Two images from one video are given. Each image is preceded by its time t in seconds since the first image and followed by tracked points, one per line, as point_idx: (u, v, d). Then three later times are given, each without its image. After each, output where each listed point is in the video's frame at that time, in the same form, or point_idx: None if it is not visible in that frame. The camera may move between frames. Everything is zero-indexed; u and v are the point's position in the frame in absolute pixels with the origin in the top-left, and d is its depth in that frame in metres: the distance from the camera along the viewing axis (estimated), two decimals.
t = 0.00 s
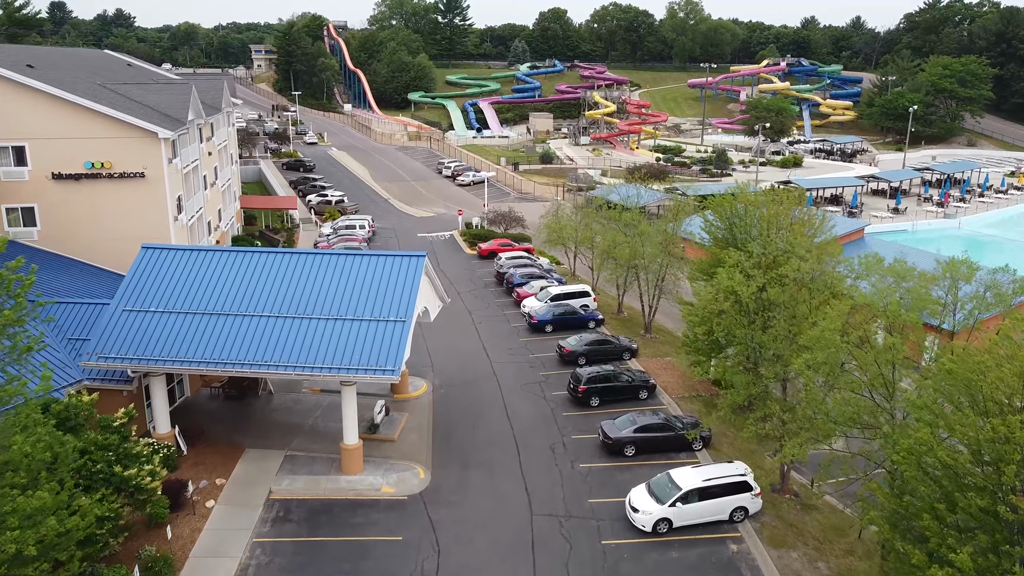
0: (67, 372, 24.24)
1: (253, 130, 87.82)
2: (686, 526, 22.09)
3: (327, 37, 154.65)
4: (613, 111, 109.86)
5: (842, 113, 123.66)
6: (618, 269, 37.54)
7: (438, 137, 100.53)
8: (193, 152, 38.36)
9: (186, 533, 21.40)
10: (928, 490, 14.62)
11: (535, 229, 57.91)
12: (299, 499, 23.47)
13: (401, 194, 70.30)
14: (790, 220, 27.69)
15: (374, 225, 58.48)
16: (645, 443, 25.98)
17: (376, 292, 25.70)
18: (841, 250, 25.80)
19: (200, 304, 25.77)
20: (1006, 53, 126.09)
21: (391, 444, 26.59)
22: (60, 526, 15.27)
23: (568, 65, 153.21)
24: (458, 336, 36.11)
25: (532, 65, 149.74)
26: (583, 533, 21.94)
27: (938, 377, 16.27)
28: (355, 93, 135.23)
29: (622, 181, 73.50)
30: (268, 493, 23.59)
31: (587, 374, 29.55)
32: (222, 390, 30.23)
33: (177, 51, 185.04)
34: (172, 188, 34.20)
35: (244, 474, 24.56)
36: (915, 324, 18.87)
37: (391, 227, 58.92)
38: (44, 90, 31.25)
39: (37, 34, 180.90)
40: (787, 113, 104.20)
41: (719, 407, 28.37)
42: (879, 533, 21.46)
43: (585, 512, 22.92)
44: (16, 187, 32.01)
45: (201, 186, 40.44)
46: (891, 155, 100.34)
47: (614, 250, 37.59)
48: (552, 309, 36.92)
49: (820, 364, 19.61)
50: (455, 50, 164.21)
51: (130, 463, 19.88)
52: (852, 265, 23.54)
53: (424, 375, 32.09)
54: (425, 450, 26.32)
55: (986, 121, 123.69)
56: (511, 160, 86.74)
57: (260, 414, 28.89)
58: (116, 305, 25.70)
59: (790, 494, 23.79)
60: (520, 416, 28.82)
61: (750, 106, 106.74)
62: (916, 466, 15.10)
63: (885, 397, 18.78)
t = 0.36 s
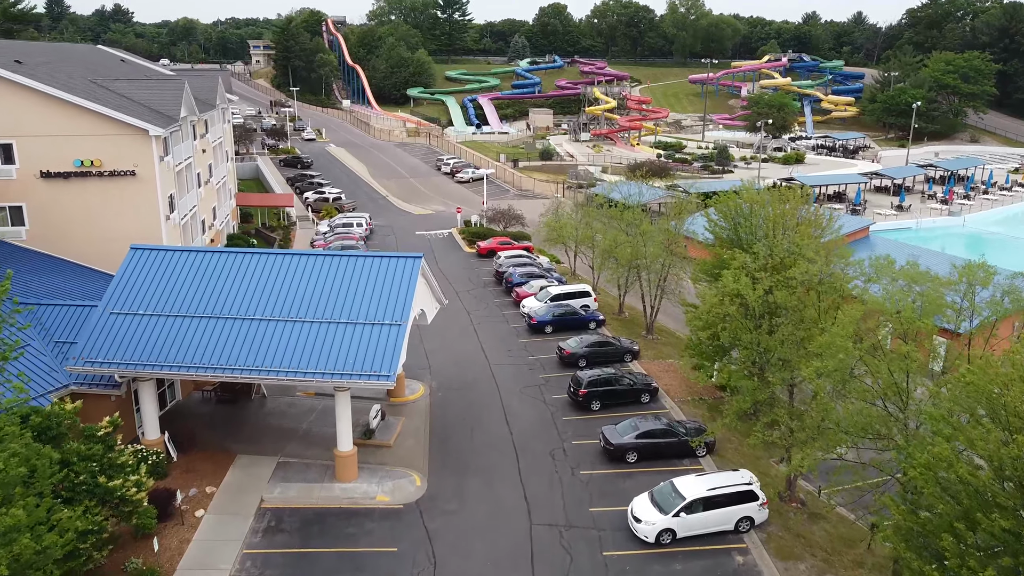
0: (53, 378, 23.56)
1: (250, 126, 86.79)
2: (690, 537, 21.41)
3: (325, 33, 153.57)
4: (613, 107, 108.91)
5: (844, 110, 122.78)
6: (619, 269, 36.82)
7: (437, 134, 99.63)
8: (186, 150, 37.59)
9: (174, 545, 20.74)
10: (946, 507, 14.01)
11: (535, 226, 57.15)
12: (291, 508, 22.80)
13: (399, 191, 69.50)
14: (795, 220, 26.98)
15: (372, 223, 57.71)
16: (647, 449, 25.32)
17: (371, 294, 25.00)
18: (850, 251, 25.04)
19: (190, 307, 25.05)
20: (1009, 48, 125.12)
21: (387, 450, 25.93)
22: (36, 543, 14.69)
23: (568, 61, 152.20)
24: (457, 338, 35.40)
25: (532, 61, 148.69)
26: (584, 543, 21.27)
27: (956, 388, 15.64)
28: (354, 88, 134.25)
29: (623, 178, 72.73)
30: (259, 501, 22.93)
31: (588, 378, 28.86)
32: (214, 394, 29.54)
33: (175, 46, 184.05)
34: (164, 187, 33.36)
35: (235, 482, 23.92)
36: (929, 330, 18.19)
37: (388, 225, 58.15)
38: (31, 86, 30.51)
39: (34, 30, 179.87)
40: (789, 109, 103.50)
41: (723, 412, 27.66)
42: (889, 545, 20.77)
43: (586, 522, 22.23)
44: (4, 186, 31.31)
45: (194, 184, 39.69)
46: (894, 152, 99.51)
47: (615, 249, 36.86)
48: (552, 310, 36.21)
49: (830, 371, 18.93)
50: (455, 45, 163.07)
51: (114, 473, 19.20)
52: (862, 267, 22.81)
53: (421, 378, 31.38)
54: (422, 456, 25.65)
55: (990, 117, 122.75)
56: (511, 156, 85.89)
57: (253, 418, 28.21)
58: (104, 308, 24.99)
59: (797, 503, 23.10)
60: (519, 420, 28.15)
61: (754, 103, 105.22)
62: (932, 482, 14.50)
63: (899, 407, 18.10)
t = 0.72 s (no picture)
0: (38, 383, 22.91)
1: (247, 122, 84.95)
2: (695, 548, 20.76)
3: (324, 28, 152.50)
4: (614, 103, 108.09)
5: (846, 105, 121.93)
6: (620, 269, 36.10)
7: (437, 129, 98.76)
8: (179, 147, 36.83)
9: (162, 556, 20.07)
10: (966, 525, 13.43)
11: (535, 224, 56.44)
12: (284, 517, 22.15)
13: (397, 188, 68.71)
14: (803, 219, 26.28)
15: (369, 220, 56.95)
16: (650, 455, 24.66)
17: (367, 296, 24.30)
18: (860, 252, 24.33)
19: (181, 309, 24.36)
20: (1012, 44, 124.25)
21: (383, 455, 25.29)
22: (11, 561, 14.00)
23: (568, 56, 151.17)
24: (456, 339, 34.73)
25: (532, 56, 147.75)
26: (585, 554, 20.63)
27: (977, 400, 15.05)
28: (352, 84, 133.14)
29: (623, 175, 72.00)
30: (250, 510, 22.30)
31: (589, 382, 28.21)
32: (207, 397, 28.91)
33: (173, 41, 182.99)
34: (156, 185, 32.59)
35: (227, 489, 23.28)
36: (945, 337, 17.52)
37: (386, 222, 57.39)
38: (18, 82, 29.77)
39: (31, 24, 178.87)
40: (790, 104, 104.19)
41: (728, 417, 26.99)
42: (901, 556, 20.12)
43: (588, 532, 21.59)
44: None
45: (188, 182, 38.97)
46: (897, 148, 98.78)
47: (617, 248, 36.14)
48: (552, 310, 35.51)
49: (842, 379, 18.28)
50: (454, 40, 161.96)
51: (99, 483, 18.55)
52: (874, 270, 22.10)
53: (419, 381, 30.70)
54: (419, 462, 25.00)
55: (993, 113, 121.94)
56: (511, 152, 85.07)
57: (247, 423, 27.56)
58: (91, 310, 24.29)
59: (805, 511, 22.47)
60: (518, 425, 27.53)
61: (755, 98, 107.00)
62: (952, 498, 13.93)
63: (914, 416, 17.46)
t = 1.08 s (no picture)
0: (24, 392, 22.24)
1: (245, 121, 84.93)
2: (701, 563, 20.09)
3: (323, 26, 151.67)
4: (614, 102, 107.36)
5: (848, 105, 121.23)
6: (623, 272, 35.34)
7: (436, 129, 98.04)
8: (173, 148, 36.15)
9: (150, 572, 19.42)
10: (993, 549, 12.83)
11: (535, 225, 55.74)
12: (277, 531, 21.48)
13: (396, 189, 67.97)
14: (811, 220, 25.59)
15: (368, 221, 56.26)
16: (654, 466, 23.99)
17: (363, 302, 23.60)
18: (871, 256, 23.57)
19: (171, 315, 23.68)
20: (1015, 42, 123.52)
21: (379, 465, 24.63)
22: None
23: (568, 54, 150.45)
24: (455, 345, 34.03)
25: (532, 55, 146.87)
26: (587, 570, 19.98)
27: (1002, 416, 14.41)
28: (351, 83, 132.32)
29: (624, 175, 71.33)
30: (242, 524, 21.64)
31: (591, 389, 27.54)
32: (200, 405, 28.27)
33: (172, 40, 182.23)
34: (148, 187, 31.87)
35: (219, 501, 22.62)
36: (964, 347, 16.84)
37: (385, 224, 56.72)
38: (6, 81, 29.06)
39: (29, 23, 178.00)
40: (793, 104, 103.05)
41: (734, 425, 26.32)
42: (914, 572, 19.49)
43: (590, 546, 20.91)
44: None
45: (182, 183, 38.33)
46: (900, 148, 98.07)
47: (619, 251, 35.38)
48: (553, 314, 34.84)
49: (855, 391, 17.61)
50: (454, 39, 161.06)
51: (83, 499, 17.90)
52: (887, 275, 21.38)
53: (417, 387, 30.03)
54: (417, 472, 24.36)
55: (995, 113, 121.25)
56: (511, 152, 84.34)
57: (240, 431, 26.92)
58: (79, 317, 23.58)
59: (812, 524, 21.83)
60: (519, 433, 26.87)
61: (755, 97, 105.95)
62: (975, 520, 13.32)
63: (931, 431, 16.82)
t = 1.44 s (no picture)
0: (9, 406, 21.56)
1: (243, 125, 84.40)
2: None
3: (322, 29, 151.27)
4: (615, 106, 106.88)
5: (849, 108, 120.72)
6: (624, 279, 34.68)
7: (435, 133, 97.47)
8: (166, 153, 35.46)
9: None
10: None
11: (535, 231, 55.12)
12: (269, 550, 20.79)
13: (395, 193, 67.31)
14: (819, 226, 24.88)
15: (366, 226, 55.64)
16: (658, 481, 23.31)
17: (358, 314, 22.92)
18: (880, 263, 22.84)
19: (161, 327, 23.00)
20: (1017, 45, 123.00)
21: (375, 480, 23.94)
22: None
23: (568, 57, 149.93)
24: (453, 354, 33.32)
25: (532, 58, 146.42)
26: None
27: None
28: (350, 86, 131.83)
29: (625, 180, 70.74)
30: (233, 542, 20.93)
31: (593, 401, 26.86)
32: (192, 417, 27.59)
33: (171, 43, 181.90)
34: (140, 193, 31.18)
35: (210, 519, 21.93)
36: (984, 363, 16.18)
37: (383, 229, 56.06)
38: None
39: (28, 27, 177.75)
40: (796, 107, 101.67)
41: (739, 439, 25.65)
42: None
43: (593, 567, 20.21)
44: None
45: (176, 189, 37.69)
46: (901, 152, 97.52)
47: (620, 258, 34.75)
48: (553, 322, 34.18)
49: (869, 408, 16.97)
50: (453, 42, 160.62)
51: (66, 520, 17.20)
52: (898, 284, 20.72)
53: (414, 398, 29.34)
54: (413, 488, 23.68)
55: (996, 116, 120.78)
56: (511, 156, 83.74)
57: (233, 444, 26.22)
58: (66, 328, 22.88)
59: (821, 542, 21.18)
60: (519, 446, 26.20)
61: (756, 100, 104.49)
62: (1003, 550, 12.72)
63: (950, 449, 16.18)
